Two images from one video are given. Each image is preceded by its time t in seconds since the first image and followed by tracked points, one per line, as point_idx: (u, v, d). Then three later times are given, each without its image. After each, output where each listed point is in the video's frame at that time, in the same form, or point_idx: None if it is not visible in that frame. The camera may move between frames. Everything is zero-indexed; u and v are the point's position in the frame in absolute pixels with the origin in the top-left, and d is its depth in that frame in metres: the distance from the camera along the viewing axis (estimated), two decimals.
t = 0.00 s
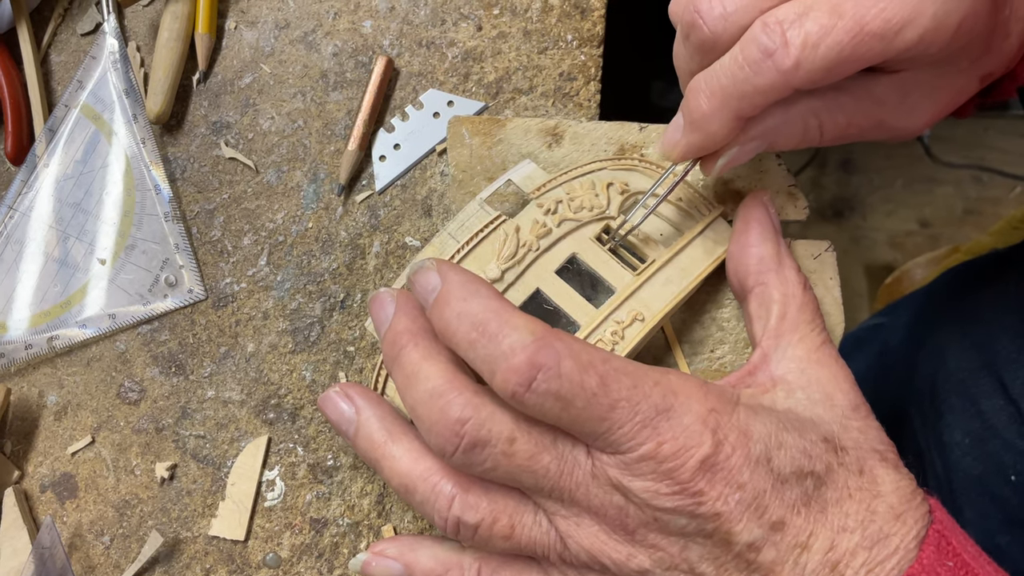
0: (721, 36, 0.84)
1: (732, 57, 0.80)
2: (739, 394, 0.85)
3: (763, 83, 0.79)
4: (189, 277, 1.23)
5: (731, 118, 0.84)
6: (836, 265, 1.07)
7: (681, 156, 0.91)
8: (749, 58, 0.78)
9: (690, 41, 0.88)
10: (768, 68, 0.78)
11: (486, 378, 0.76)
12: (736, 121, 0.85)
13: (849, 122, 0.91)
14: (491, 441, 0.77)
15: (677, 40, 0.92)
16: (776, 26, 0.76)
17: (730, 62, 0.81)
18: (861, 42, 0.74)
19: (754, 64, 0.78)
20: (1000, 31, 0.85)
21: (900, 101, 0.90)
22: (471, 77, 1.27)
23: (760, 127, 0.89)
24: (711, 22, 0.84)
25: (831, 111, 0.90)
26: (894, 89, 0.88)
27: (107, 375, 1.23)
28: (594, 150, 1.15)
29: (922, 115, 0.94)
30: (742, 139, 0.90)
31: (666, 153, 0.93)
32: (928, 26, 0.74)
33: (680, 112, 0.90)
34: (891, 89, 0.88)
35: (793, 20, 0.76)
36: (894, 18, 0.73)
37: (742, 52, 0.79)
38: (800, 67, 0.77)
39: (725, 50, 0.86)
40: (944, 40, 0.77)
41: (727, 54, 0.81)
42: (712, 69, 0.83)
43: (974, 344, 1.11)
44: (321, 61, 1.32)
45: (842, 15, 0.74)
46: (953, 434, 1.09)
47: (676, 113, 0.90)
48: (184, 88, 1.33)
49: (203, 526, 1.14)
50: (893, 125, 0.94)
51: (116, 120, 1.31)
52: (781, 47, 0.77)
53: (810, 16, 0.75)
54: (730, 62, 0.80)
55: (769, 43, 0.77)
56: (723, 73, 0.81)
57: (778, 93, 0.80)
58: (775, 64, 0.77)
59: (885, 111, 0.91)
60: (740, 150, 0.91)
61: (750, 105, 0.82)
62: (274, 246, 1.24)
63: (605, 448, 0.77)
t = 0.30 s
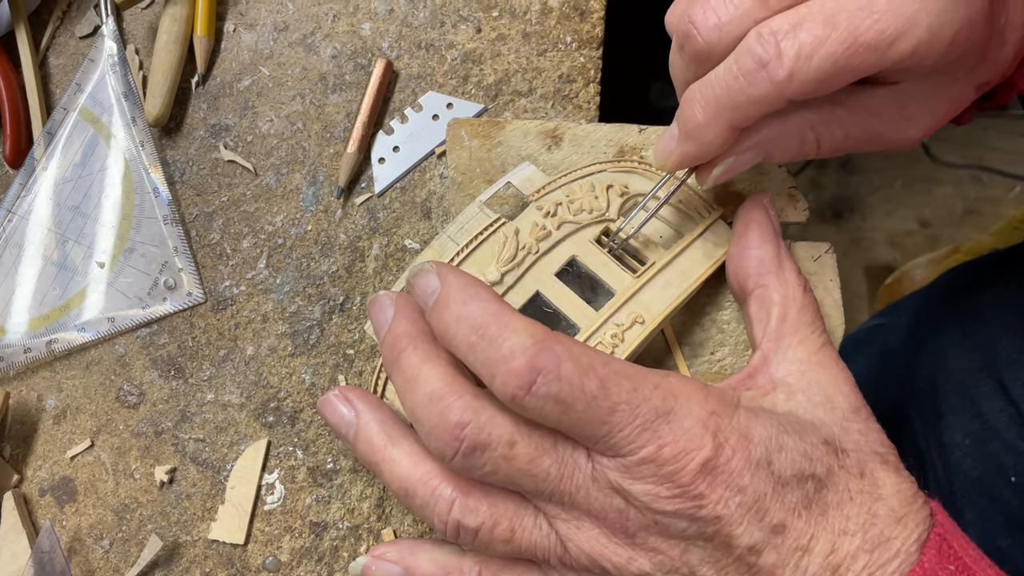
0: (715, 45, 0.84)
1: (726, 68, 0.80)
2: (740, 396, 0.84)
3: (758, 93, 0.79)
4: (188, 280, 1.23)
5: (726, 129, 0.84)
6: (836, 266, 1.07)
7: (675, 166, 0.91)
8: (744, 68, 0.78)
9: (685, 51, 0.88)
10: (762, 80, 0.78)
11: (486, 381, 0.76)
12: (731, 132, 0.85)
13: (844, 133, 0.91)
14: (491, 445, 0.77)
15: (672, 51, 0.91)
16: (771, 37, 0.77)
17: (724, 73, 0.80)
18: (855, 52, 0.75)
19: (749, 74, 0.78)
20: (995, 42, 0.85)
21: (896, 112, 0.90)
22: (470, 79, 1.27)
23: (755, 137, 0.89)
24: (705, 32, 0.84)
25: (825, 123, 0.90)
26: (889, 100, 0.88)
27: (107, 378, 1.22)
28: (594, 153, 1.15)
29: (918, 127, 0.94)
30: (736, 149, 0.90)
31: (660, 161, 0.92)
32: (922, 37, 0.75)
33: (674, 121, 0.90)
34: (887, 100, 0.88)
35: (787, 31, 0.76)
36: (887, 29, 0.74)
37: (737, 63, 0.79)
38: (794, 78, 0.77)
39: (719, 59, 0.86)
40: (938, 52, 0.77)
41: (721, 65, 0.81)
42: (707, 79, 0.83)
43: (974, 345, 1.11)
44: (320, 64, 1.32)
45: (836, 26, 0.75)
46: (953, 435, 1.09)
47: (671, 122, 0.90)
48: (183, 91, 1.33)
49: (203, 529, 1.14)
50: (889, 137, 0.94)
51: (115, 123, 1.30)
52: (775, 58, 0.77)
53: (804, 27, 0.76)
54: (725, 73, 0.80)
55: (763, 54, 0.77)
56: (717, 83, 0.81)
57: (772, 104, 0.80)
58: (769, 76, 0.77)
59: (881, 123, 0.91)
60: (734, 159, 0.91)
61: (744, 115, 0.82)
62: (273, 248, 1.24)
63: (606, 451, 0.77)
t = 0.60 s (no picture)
0: (727, 52, 0.84)
1: (738, 76, 0.80)
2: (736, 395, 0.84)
3: (769, 103, 0.79)
4: (184, 280, 1.23)
5: (733, 136, 0.84)
6: (834, 265, 1.06)
7: (679, 168, 0.91)
8: (756, 78, 0.78)
9: (695, 55, 0.87)
10: (775, 90, 0.78)
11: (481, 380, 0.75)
12: (738, 139, 0.85)
13: (848, 140, 0.91)
14: (487, 445, 0.77)
15: (681, 52, 0.90)
16: (785, 47, 0.76)
17: (735, 80, 0.80)
18: (869, 64, 0.74)
19: (761, 84, 0.78)
20: (1001, 50, 0.84)
21: (899, 119, 0.89)
22: (466, 77, 1.27)
23: (756, 144, 0.88)
24: (718, 38, 0.83)
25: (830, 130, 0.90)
26: (894, 108, 0.88)
27: (102, 378, 1.22)
28: (590, 151, 1.15)
29: (921, 133, 0.94)
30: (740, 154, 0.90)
31: (663, 163, 0.92)
32: (935, 48, 0.74)
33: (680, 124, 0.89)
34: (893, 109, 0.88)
35: (800, 41, 0.75)
36: (902, 40, 0.73)
37: (749, 71, 0.78)
38: (808, 89, 0.77)
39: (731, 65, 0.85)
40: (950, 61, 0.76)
41: (732, 73, 0.81)
42: (716, 85, 0.82)
43: (973, 343, 1.10)
44: (315, 62, 1.32)
45: (850, 37, 0.74)
46: (952, 434, 1.08)
47: (676, 125, 0.90)
48: (178, 89, 1.32)
49: (199, 529, 1.14)
50: (892, 143, 0.94)
51: (110, 122, 1.30)
52: (789, 69, 0.76)
53: (818, 37, 0.75)
54: (736, 80, 0.80)
55: (776, 64, 0.77)
56: (728, 91, 0.81)
57: (783, 113, 0.80)
58: (782, 87, 0.77)
59: (885, 130, 0.91)
60: (736, 164, 0.91)
61: (753, 124, 0.82)
62: (269, 248, 1.23)
63: (602, 450, 0.76)
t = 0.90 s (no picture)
0: (747, 14, 0.84)
1: (762, 35, 0.77)
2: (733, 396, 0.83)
3: (793, 62, 0.76)
4: (180, 279, 1.23)
5: (756, 101, 0.82)
6: (830, 263, 1.06)
7: (697, 138, 0.88)
8: (780, 37, 0.75)
9: (715, 18, 0.88)
10: (800, 47, 0.74)
11: (479, 381, 0.73)
12: (760, 105, 0.82)
13: (873, 115, 0.90)
14: (480, 453, 0.76)
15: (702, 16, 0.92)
16: (809, 4, 0.73)
17: (759, 40, 0.77)
18: (897, 22, 0.71)
19: (785, 43, 0.75)
20: None
21: (923, 93, 0.88)
22: (462, 76, 1.26)
23: (781, 118, 0.88)
24: None
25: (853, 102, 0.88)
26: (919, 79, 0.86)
27: (97, 378, 1.22)
28: (586, 149, 1.14)
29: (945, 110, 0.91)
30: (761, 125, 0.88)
31: (680, 135, 0.90)
32: (963, 10, 0.72)
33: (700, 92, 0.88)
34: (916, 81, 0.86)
35: None
36: None
37: (773, 30, 0.76)
38: (833, 47, 0.73)
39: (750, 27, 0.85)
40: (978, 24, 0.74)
41: (755, 33, 0.78)
42: (739, 47, 0.80)
43: (971, 341, 1.10)
44: (311, 61, 1.31)
45: None
46: (950, 432, 1.08)
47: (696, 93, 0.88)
48: (173, 88, 1.32)
49: (194, 529, 1.14)
50: (915, 121, 0.92)
51: (105, 121, 1.30)
52: (814, 25, 0.73)
53: None
54: (759, 40, 0.77)
55: (801, 21, 0.74)
56: (751, 51, 0.78)
57: (808, 75, 0.77)
58: (808, 43, 0.74)
59: (909, 104, 0.89)
60: (763, 140, 0.90)
61: (777, 87, 0.79)
62: (265, 246, 1.23)
63: (600, 451, 0.75)
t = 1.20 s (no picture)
0: None
1: (772, 5, 0.80)
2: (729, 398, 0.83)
3: (805, 29, 0.78)
4: (177, 279, 1.23)
5: (768, 70, 0.83)
6: (826, 260, 1.07)
7: (711, 114, 0.89)
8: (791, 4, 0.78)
9: None
10: (810, 13, 0.77)
11: (481, 379, 0.72)
12: (774, 73, 0.84)
13: (883, 92, 0.91)
14: (472, 465, 0.76)
15: None
16: None
17: (769, 11, 0.80)
18: None
19: (796, 8, 0.78)
20: None
21: (930, 64, 0.89)
22: (459, 75, 1.27)
23: (794, 88, 0.89)
24: None
25: (865, 77, 0.90)
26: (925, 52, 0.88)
27: (95, 377, 1.22)
28: (583, 148, 1.15)
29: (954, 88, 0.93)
30: (775, 98, 0.89)
31: (694, 112, 0.90)
32: None
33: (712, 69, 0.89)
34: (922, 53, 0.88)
35: None
36: None
37: None
38: (843, 12, 0.76)
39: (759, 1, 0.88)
40: None
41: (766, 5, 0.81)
42: (750, 20, 0.82)
43: (969, 338, 1.10)
44: (308, 61, 1.32)
45: None
46: (948, 429, 1.08)
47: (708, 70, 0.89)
48: (171, 88, 1.32)
49: (192, 528, 1.14)
50: (926, 98, 0.93)
51: (102, 121, 1.30)
52: None
53: None
54: (770, 10, 0.80)
55: None
56: (762, 22, 0.81)
57: (820, 40, 0.79)
58: (817, 10, 0.77)
59: (919, 80, 0.91)
60: (776, 109, 0.89)
61: (788, 54, 0.81)
62: (262, 246, 1.24)
63: (598, 454, 0.74)
